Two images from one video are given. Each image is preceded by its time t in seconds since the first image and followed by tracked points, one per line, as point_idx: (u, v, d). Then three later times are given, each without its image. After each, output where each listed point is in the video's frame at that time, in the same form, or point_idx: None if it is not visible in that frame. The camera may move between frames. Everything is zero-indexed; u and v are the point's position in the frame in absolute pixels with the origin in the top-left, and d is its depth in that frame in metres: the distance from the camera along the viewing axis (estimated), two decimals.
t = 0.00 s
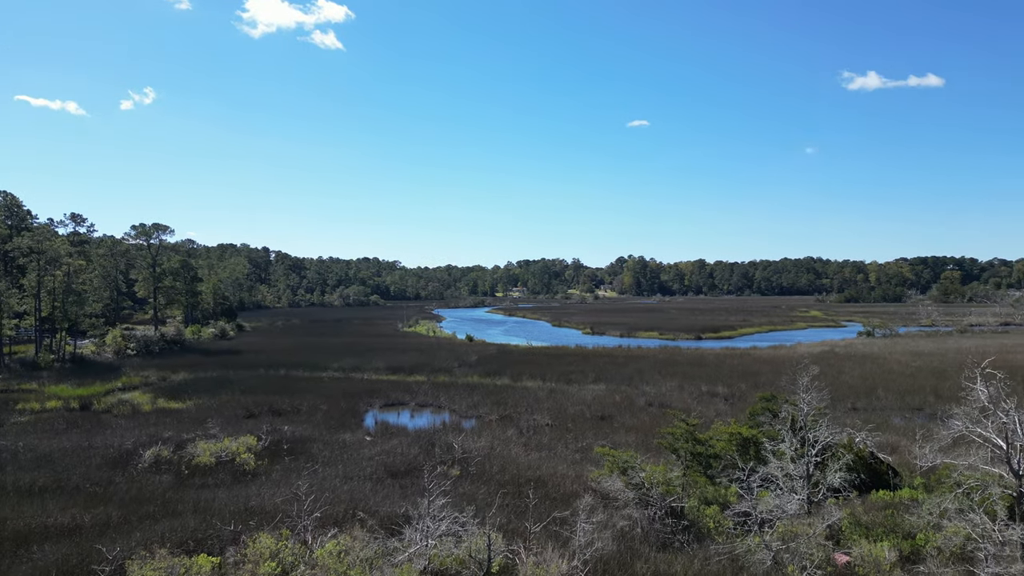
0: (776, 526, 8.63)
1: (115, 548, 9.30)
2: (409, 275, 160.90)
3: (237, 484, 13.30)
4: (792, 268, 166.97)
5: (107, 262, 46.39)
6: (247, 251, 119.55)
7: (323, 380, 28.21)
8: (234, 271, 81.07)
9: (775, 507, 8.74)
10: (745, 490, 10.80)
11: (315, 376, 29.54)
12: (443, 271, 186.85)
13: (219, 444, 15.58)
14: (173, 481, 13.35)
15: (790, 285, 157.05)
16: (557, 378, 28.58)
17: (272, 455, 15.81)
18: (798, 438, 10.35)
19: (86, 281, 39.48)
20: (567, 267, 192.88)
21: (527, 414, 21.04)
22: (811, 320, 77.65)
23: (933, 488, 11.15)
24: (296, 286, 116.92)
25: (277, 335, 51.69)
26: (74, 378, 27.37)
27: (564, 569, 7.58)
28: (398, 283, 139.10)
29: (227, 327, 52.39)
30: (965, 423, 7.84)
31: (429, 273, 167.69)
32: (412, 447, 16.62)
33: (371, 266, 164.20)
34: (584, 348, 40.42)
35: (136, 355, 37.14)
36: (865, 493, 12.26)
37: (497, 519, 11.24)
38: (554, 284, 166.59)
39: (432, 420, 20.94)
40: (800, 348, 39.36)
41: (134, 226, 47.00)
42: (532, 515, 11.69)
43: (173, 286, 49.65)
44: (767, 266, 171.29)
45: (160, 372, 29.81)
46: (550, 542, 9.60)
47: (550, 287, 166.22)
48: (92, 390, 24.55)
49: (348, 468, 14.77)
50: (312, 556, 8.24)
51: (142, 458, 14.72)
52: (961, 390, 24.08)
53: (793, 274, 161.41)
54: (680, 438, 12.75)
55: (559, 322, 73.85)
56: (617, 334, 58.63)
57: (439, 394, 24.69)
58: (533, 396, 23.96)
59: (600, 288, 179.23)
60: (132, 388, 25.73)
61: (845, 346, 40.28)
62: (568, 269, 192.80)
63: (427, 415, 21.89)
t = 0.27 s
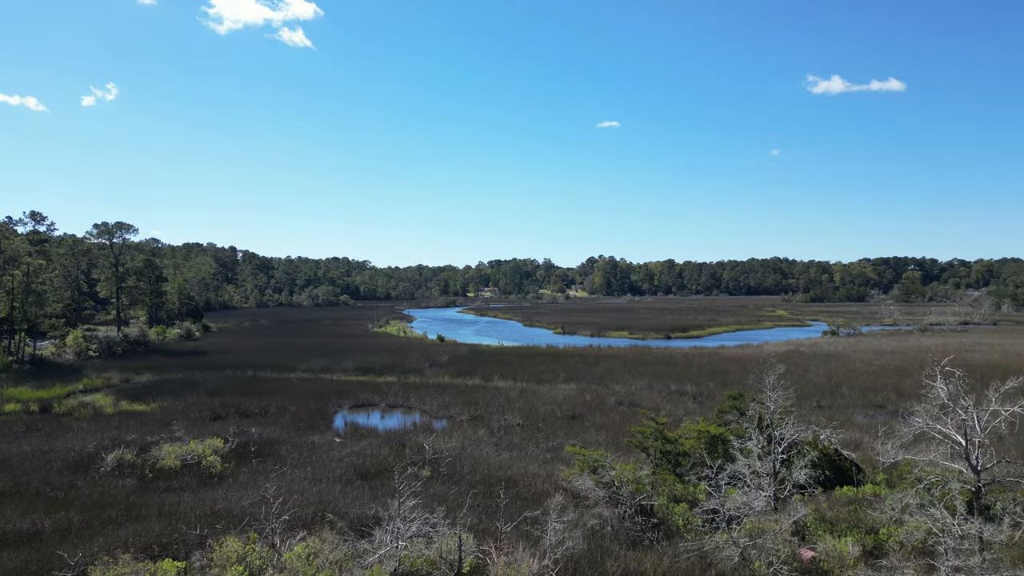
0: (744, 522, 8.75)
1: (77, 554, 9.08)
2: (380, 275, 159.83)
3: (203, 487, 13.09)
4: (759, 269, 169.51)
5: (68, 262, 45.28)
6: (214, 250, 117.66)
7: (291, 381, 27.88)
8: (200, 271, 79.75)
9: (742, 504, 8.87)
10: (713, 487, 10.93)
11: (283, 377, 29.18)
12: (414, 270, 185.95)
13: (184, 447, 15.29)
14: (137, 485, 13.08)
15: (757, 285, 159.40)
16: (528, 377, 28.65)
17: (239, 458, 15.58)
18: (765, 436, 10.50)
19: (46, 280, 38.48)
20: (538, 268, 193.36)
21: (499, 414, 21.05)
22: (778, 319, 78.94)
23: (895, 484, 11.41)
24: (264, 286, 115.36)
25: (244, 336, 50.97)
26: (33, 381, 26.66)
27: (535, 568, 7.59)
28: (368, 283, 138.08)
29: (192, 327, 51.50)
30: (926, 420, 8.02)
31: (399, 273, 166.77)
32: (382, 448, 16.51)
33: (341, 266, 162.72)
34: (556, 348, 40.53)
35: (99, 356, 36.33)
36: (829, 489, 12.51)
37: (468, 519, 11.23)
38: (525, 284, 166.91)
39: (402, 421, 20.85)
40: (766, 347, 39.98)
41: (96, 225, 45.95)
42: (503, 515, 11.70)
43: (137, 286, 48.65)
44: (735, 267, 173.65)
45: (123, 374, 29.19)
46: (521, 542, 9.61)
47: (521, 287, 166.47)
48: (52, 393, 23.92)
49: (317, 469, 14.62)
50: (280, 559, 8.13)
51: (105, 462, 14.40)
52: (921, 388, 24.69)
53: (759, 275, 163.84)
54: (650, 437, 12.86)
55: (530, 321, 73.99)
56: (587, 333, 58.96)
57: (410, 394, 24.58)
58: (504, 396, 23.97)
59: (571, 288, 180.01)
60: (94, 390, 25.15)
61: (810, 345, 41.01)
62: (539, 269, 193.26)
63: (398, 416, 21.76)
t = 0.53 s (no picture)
0: (713, 519, 8.86)
1: (36, 561, 8.84)
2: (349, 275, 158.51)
3: (168, 491, 12.84)
4: (727, 269, 171.75)
5: (27, 261, 44.14)
6: (179, 249, 115.61)
7: (259, 382, 27.51)
8: (164, 271, 78.32)
9: (711, 501, 8.98)
10: (682, 486, 11.05)
11: (251, 378, 28.78)
12: (384, 270, 184.73)
13: (149, 450, 14.97)
14: (100, 489, 12.79)
15: (725, 285, 161.45)
16: (499, 377, 28.66)
17: (206, 461, 15.32)
18: (733, 434, 10.64)
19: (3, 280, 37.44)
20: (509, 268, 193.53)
21: (470, 415, 21.00)
22: (746, 319, 80.02)
23: (859, 480, 11.66)
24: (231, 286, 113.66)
25: (211, 336, 50.17)
26: None
27: (506, 568, 7.60)
28: (337, 283, 136.86)
29: (157, 328, 50.53)
30: (889, 417, 8.18)
31: (369, 273, 165.61)
32: (352, 450, 16.38)
33: (310, 266, 161.00)
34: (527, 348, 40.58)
35: (60, 358, 35.47)
36: (795, 485, 12.72)
37: (439, 520, 11.20)
38: (496, 284, 166.92)
39: (373, 422, 20.71)
40: (734, 346, 40.52)
41: (57, 224, 44.85)
42: (474, 516, 11.68)
43: (99, 286, 47.60)
44: (703, 267, 175.68)
45: (85, 376, 28.53)
46: (493, 542, 9.60)
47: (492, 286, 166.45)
48: (11, 396, 23.29)
49: (286, 472, 14.45)
50: (247, 563, 8.00)
51: (66, 466, 14.06)
52: (884, 386, 25.22)
53: (727, 275, 165.95)
54: (620, 436, 12.94)
55: (501, 321, 74.02)
56: (559, 333, 59.17)
57: (380, 395, 24.41)
58: (476, 396, 23.95)
59: (542, 287, 180.48)
60: (55, 393, 24.54)
61: (777, 344, 41.66)
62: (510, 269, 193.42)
63: (368, 417, 21.61)
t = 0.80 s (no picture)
0: (682, 517, 8.96)
1: None
2: (319, 275, 156.92)
3: (133, 495, 12.58)
4: (696, 269, 173.64)
5: None
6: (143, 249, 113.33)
7: (226, 384, 27.10)
8: (128, 271, 76.77)
9: (681, 499, 9.07)
10: (652, 484, 11.16)
11: (218, 379, 28.34)
12: (354, 270, 183.23)
13: (112, 453, 14.64)
14: (61, 494, 12.48)
15: (694, 285, 163.25)
16: (470, 378, 28.62)
17: (171, 464, 15.04)
18: (702, 432, 10.77)
19: None
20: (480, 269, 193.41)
21: (442, 415, 20.93)
22: (714, 318, 80.96)
23: (824, 477, 11.86)
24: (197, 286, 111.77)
25: (176, 337, 49.28)
26: None
27: (478, 568, 7.57)
28: (306, 283, 135.40)
29: (121, 329, 49.49)
30: (854, 414, 8.35)
31: (339, 273, 164.16)
32: (322, 452, 16.21)
33: (278, 266, 159.03)
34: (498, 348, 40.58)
35: (19, 360, 34.54)
36: (763, 482, 12.92)
37: (411, 521, 11.15)
38: (468, 284, 166.66)
39: (343, 423, 20.53)
40: (703, 345, 40.99)
41: (16, 222, 43.68)
42: (446, 517, 11.66)
43: (60, 286, 46.46)
44: (673, 267, 177.40)
45: (45, 378, 27.81)
46: (464, 542, 9.59)
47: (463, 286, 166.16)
48: None
49: (254, 474, 14.25)
50: (215, 567, 7.87)
51: (26, 471, 13.68)
52: (848, 384, 25.74)
53: (696, 275, 167.76)
54: (591, 435, 13.00)
55: (472, 321, 73.93)
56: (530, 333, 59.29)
57: (350, 396, 24.21)
58: (447, 396, 23.88)
59: (513, 288, 180.69)
60: (14, 396, 23.89)
61: (745, 343, 42.21)
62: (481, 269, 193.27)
63: (338, 418, 21.42)
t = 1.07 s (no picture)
0: (652, 515, 9.05)
1: None
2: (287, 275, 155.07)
3: (96, 500, 12.30)
4: (666, 269, 175.29)
5: None
6: (106, 248, 110.88)
7: (194, 386, 26.65)
8: (90, 271, 75.10)
9: (651, 497, 9.15)
10: (624, 482, 11.25)
11: (184, 381, 27.85)
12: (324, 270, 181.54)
13: (75, 457, 14.26)
14: (20, 500, 12.14)
15: (664, 285, 164.81)
16: (442, 378, 28.55)
17: (136, 468, 14.73)
18: (672, 430, 10.87)
19: None
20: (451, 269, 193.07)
21: (413, 416, 20.84)
22: (684, 318, 81.83)
23: (792, 474, 12.06)
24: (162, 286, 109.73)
25: (141, 338, 48.31)
26: None
27: (449, 569, 7.55)
28: (275, 283, 133.73)
29: (84, 330, 48.37)
30: (820, 412, 8.50)
31: (308, 274, 162.47)
32: (291, 454, 16.04)
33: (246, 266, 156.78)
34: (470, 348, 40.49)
35: None
36: (732, 480, 13.09)
37: (382, 523, 11.08)
38: (439, 284, 166.17)
39: (313, 425, 20.36)
40: (673, 344, 41.39)
41: None
42: (418, 518, 11.61)
43: (20, 286, 45.25)
44: (643, 267, 178.83)
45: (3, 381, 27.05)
46: (436, 543, 9.56)
47: (434, 286, 165.64)
48: None
49: (222, 477, 14.03)
50: (181, 571, 7.72)
51: None
52: (814, 382, 26.21)
53: (666, 275, 169.35)
54: (563, 435, 13.04)
55: (444, 321, 73.76)
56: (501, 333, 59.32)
57: (320, 398, 23.97)
58: (419, 397, 23.77)
59: (485, 288, 180.64)
60: None
61: (714, 342, 42.76)
62: (452, 270, 192.86)
63: (307, 420, 21.20)
